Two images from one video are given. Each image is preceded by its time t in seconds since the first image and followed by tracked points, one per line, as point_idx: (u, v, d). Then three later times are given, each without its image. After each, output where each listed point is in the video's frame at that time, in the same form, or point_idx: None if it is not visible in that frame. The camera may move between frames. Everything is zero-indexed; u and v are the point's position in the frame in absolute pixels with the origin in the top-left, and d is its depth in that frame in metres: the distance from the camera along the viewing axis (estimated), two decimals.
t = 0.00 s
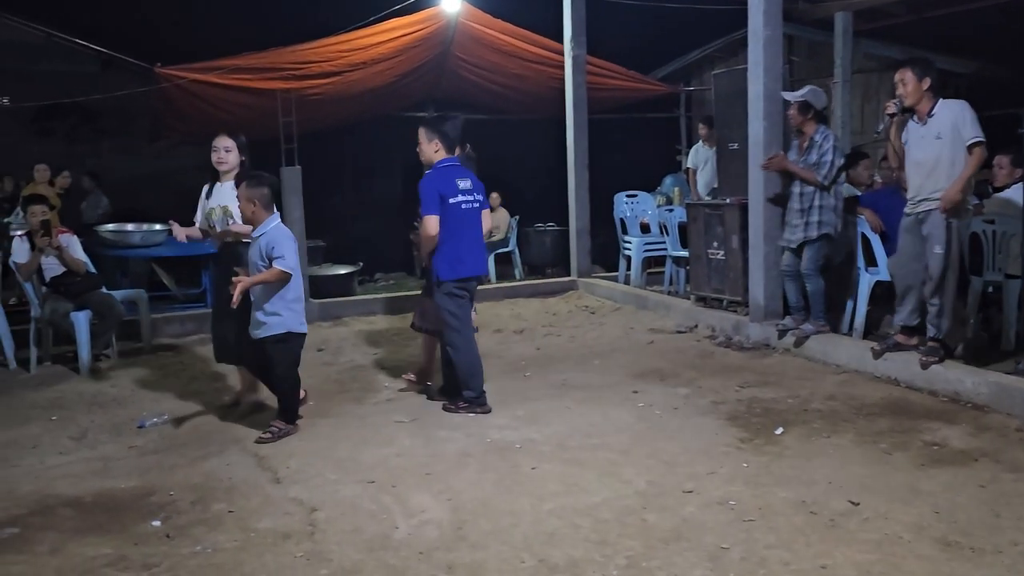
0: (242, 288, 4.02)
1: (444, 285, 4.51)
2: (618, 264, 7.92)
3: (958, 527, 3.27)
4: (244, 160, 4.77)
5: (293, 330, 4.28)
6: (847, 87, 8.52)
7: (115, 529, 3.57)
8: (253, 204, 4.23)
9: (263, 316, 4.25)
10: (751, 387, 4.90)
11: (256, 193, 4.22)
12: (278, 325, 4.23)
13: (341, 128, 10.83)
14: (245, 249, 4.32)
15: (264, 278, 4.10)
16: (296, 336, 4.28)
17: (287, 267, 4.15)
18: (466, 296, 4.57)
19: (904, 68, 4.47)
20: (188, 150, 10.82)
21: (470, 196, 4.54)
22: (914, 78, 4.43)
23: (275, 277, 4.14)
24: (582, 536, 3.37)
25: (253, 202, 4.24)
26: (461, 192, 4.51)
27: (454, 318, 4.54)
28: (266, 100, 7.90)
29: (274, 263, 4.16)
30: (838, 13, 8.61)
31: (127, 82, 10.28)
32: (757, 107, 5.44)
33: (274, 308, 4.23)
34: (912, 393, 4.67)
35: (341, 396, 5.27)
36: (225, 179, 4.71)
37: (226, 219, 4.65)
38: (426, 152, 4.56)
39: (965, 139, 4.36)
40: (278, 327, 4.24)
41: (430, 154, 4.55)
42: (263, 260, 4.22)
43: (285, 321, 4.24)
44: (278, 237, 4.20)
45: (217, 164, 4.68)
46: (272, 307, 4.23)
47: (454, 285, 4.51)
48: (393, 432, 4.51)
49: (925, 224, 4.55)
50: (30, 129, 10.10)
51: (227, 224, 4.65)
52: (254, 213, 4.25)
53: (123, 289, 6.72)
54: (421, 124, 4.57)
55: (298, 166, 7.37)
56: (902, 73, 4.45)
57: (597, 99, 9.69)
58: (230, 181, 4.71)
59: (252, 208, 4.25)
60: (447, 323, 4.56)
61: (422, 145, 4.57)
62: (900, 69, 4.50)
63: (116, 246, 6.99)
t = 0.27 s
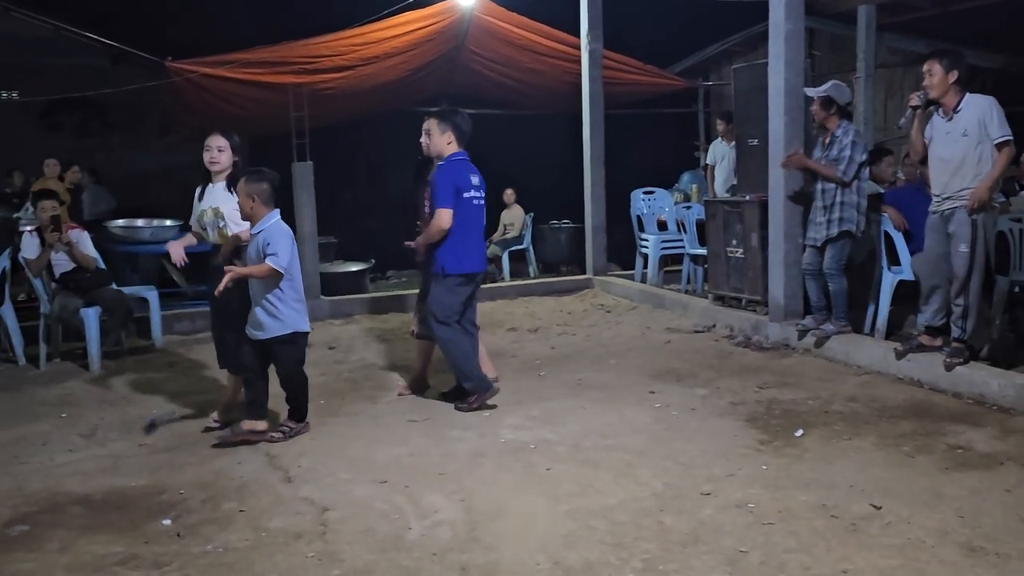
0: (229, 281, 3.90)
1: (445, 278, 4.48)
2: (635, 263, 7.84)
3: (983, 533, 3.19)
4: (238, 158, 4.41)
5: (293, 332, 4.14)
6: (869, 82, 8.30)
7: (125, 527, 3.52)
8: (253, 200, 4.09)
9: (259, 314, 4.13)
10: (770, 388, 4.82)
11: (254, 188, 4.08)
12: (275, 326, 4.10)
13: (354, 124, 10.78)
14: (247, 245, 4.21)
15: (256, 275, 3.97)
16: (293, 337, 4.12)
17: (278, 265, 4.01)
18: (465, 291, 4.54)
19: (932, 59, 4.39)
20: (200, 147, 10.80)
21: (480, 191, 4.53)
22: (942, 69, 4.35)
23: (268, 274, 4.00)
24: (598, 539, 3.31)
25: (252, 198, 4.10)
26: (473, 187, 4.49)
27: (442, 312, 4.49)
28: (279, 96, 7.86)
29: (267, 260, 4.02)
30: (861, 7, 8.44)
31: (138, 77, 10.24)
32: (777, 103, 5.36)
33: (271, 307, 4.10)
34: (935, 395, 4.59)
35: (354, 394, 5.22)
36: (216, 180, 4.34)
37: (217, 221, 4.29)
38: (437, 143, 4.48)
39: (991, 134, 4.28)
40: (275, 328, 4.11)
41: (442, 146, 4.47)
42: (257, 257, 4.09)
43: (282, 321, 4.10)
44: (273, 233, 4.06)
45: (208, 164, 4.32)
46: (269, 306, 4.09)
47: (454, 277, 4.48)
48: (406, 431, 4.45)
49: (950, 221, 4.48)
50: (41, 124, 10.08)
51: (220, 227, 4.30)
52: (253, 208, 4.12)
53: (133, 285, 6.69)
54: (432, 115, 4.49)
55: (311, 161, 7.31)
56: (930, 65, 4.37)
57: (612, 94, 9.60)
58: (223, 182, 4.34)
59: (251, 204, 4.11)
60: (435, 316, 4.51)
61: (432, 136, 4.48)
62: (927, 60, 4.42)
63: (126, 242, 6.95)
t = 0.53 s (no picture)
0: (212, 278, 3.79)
1: (455, 275, 4.48)
2: (651, 262, 7.78)
3: (1005, 536, 3.14)
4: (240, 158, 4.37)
5: (291, 331, 4.04)
6: (890, 79, 8.19)
7: (138, 525, 3.51)
8: (247, 199, 4.00)
9: (253, 315, 4.03)
10: (787, 389, 4.77)
11: (249, 187, 3.98)
12: (272, 328, 4.00)
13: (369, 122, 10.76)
14: (240, 245, 4.11)
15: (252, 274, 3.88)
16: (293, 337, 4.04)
17: (272, 264, 3.91)
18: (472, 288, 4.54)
19: (960, 56, 4.32)
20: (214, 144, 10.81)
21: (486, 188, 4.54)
22: (969, 67, 4.28)
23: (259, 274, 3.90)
24: (613, 540, 3.27)
25: (246, 197, 4.00)
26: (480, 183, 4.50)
27: (445, 308, 4.51)
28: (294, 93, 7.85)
29: (260, 259, 3.92)
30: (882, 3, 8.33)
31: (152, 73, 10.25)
32: (797, 101, 5.31)
33: (266, 308, 4.00)
34: (956, 396, 4.52)
35: (368, 393, 5.20)
36: (216, 180, 4.32)
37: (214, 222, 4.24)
38: (440, 142, 4.45)
39: (1017, 134, 4.22)
40: (270, 329, 4.01)
41: (445, 144, 4.44)
42: (251, 256, 3.99)
43: (279, 322, 4.01)
44: (268, 232, 3.97)
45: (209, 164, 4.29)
46: (265, 307, 3.99)
47: (464, 274, 4.48)
48: (420, 430, 4.42)
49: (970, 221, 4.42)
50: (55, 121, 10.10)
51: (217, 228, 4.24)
52: (247, 208, 4.01)
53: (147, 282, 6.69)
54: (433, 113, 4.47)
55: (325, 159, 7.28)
56: (957, 61, 4.30)
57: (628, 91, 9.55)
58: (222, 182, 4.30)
59: (246, 204, 4.01)
60: (439, 311, 4.51)
61: (435, 134, 4.45)
62: (955, 57, 4.36)
63: (140, 239, 6.95)
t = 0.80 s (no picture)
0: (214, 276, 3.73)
1: (458, 278, 4.49)
2: (667, 261, 7.78)
3: (1022, 539, 3.12)
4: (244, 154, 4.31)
5: (286, 331, 3.96)
6: (909, 79, 8.13)
7: (157, 520, 3.55)
8: (243, 197, 3.93)
9: (249, 315, 3.95)
10: (804, 390, 4.76)
11: (245, 186, 3.92)
12: (267, 327, 3.92)
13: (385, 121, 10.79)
14: (234, 245, 4.03)
15: (252, 271, 3.81)
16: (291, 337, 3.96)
17: (275, 261, 3.86)
18: (477, 288, 4.55)
19: (983, 56, 4.27)
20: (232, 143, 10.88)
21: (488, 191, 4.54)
22: (992, 67, 4.24)
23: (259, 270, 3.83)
24: (628, 539, 3.28)
25: (241, 195, 3.93)
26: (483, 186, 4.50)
27: (455, 311, 4.52)
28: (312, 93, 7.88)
29: (260, 256, 3.86)
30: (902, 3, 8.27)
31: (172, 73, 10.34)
32: (815, 101, 5.30)
33: (263, 307, 3.92)
34: (974, 398, 4.50)
35: (384, 391, 5.22)
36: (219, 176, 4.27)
37: (213, 220, 4.22)
38: (445, 143, 4.46)
39: None
40: (266, 329, 3.92)
41: (450, 145, 4.45)
42: (249, 255, 3.92)
43: (276, 322, 3.93)
44: (265, 229, 3.90)
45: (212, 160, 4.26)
46: (261, 306, 3.92)
47: (468, 277, 4.49)
48: (435, 429, 4.44)
49: (988, 222, 4.40)
50: (76, 120, 10.21)
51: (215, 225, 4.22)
52: (241, 207, 3.94)
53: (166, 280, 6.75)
54: (437, 114, 4.46)
55: (343, 159, 7.30)
56: (981, 61, 4.26)
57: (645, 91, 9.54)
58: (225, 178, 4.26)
59: (240, 202, 3.94)
60: (449, 316, 4.52)
61: (440, 135, 4.45)
62: (979, 56, 4.31)
63: (159, 237, 7.00)
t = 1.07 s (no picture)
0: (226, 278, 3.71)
1: (461, 280, 4.47)
2: (686, 262, 7.74)
3: None
4: (234, 158, 4.25)
5: (293, 331, 3.91)
6: (931, 78, 8.06)
7: (175, 518, 3.56)
8: (252, 195, 3.92)
9: (257, 314, 3.93)
10: (823, 391, 4.73)
11: (255, 184, 3.90)
12: (275, 327, 3.89)
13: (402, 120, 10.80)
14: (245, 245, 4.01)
15: (261, 270, 3.79)
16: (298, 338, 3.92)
17: (284, 259, 3.84)
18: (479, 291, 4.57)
19: (1009, 55, 4.20)
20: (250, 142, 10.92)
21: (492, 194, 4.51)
22: (1016, 67, 4.17)
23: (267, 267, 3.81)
24: (645, 540, 3.27)
25: (252, 194, 3.92)
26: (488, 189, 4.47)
27: (463, 312, 4.51)
28: (330, 92, 7.91)
29: (270, 255, 3.84)
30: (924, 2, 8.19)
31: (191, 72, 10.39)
32: (834, 100, 5.26)
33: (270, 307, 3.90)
34: (995, 400, 4.45)
35: (401, 391, 5.22)
36: (207, 180, 4.17)
37: (204, 224, 4.10)
38: (453, 143, 4.45)
39: None
40: (274, 329, 3.90)
41: (457, 146, 4.44)
42: (259, 254, 3.90)
43: (284, 322, 3.90)
44: (274, 228, 3.89)
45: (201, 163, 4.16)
46: (269, 305, 3.90)
47: (471, 280, 4.48)
48: (452, 428, 4.44)
49: (1010, 223, 4.35)
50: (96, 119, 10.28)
51: (205, 230, 4.11)
52: (252, 205, 3.94)
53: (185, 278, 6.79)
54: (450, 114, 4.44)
55: (361, 158, 7.31)
56: (1005, 61, 4.19)
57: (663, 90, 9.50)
58: (214, 183, 4.16)
59: (251, 201, 3.93)
60: (456, 318, 4.51)
61: (448, 135, 4.44)
62: (1004, 55, 4.25)
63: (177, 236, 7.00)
